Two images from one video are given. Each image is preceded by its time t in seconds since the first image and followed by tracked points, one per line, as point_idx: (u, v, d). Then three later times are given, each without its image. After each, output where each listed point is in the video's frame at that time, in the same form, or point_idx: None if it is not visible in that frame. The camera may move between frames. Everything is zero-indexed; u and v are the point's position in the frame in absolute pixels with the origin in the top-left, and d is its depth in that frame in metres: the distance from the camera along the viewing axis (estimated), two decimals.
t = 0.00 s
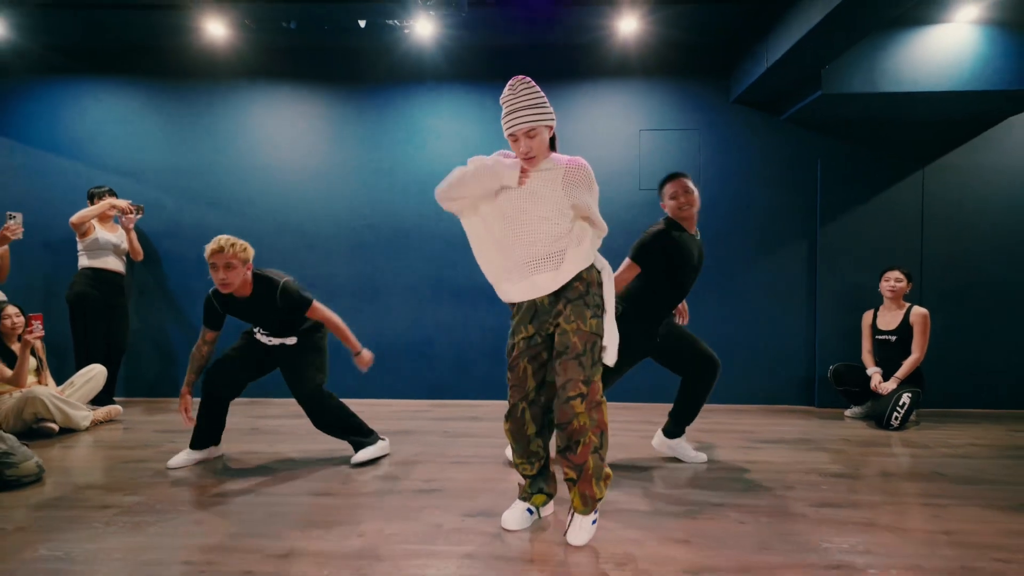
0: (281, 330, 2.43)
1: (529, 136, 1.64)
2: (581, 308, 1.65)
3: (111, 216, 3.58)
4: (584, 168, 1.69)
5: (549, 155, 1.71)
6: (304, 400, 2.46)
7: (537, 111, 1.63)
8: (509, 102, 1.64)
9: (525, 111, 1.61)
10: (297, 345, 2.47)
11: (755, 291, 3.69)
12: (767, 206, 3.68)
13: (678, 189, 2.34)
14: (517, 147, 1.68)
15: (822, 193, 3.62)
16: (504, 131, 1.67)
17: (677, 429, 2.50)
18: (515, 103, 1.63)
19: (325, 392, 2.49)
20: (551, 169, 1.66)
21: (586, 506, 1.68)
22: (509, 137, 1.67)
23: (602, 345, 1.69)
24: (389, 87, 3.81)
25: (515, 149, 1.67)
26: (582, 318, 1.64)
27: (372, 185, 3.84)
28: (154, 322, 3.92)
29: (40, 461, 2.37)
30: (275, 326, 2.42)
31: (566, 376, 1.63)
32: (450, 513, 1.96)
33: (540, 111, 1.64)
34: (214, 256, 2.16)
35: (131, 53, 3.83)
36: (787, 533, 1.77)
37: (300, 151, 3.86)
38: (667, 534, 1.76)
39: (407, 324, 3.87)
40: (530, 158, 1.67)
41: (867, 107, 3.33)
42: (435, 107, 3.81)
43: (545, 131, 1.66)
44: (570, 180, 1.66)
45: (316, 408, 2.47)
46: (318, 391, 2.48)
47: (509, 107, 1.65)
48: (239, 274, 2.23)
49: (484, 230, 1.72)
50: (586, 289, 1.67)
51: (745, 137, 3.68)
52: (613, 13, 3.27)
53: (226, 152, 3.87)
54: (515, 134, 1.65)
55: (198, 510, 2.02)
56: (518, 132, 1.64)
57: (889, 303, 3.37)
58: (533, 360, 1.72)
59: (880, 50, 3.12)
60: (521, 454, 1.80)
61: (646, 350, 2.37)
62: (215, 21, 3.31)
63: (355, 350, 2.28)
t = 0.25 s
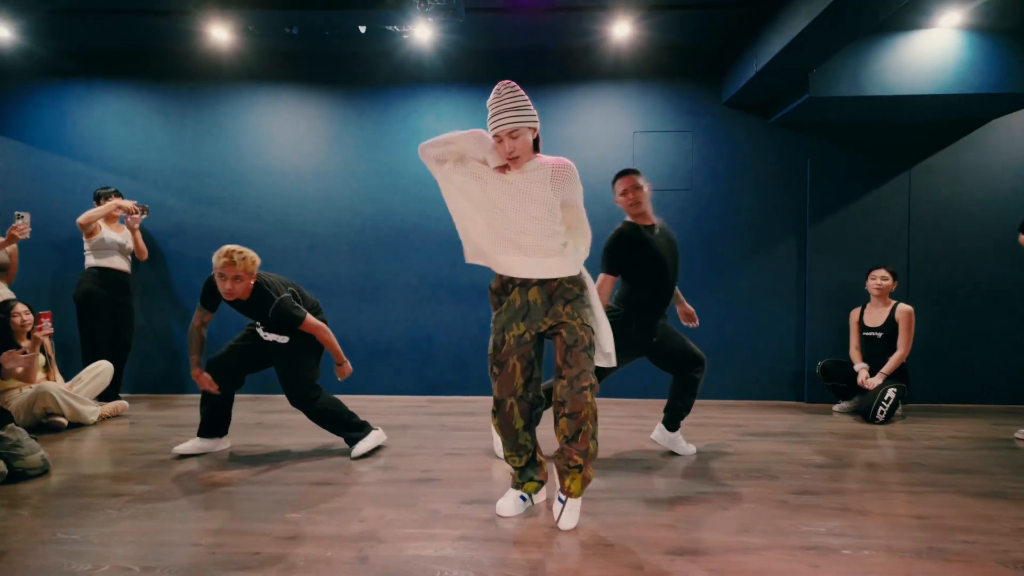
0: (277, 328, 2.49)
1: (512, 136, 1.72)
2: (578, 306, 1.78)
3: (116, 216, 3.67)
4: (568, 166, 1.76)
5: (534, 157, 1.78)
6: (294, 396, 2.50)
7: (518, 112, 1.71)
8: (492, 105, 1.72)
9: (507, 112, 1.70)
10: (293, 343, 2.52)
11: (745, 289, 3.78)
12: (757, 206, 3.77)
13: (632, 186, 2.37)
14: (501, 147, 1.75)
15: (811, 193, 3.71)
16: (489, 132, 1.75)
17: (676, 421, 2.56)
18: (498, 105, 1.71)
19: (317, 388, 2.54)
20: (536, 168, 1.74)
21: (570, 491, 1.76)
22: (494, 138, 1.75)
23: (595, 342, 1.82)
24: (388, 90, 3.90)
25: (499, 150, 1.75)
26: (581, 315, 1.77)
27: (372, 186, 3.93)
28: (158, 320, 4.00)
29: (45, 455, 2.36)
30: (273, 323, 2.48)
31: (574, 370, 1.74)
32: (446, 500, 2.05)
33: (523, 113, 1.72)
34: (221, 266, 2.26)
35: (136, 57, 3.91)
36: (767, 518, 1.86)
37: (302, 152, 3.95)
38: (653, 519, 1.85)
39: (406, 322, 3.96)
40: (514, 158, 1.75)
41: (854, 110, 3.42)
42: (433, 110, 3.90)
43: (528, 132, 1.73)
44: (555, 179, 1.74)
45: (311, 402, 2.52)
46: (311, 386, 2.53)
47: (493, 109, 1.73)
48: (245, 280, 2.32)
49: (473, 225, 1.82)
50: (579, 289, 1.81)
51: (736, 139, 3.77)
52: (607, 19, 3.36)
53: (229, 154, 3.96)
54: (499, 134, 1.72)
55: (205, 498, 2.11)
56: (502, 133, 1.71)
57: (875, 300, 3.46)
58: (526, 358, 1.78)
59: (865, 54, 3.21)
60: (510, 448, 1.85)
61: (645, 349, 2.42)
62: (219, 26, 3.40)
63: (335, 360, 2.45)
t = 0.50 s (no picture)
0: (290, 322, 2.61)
1: (506, 142, 1.80)
2: (570, 310, 1.85)
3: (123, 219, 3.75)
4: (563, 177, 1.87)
5: (525, 165, 1.87)
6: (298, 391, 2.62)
7: (514, 120, 1.79)
8: (489, 112, 1.81)
9: (502, 119, 1.78)
10: (303, 338, 2.64)
11: (738, 290, 3.87)
12: (749, 209, 3.86)
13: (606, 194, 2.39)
14: (494, 152, 1.83)
15: (802, 197, 3.80)
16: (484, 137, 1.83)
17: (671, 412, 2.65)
18: (494, 112, 1.80)
19: (318, 381, 2.66)
20: (532, 177, 1.83)
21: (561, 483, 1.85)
22: (488, 143, 1.83)
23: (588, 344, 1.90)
24: (389, 96, 3.99)
25: (493, 154, 1.83)
26: (574, 318, 1.84)
27: (372, 190, 4.02)
28: (163, 320, 4.09)
29: (59, 450, 2.46)
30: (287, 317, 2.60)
31: (578, 368, 1.82)
32: (446, 493, 2.13)
33: (516, 121, 1.80)
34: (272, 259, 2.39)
35: (142, 62, 4.00)
36: (752, 509, 1.95)
37: (304, 156, 4.04)
38: (643, 510, 1.94)
39: (406, 322, 4.04)
40: (506, 164, 1.83)
41: (842, 116, 3.52)
42: (433, 115, 3.99)
43: (521, 140, 1.82)
44: (550, 188, 1.83)
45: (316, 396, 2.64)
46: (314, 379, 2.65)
47: (489, 115, 1.82)
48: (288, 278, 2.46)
49: (468, 227, 1.86)
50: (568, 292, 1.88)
51: (728, 143, 3.87)
52: (602, 28, 3.46)
53: (233, 157, 4.05)
54: (494, 140, 1.81)
55: (214, 490, 2.20)
56: (496, 138, 1.80)
57: (864, 300, 3.55)
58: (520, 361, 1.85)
59: (853, 62, 3.31)
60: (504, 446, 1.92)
61: (641, 345, 2.52)
62: (224, 34, 3.49)
63: (335, 344, 2.68)
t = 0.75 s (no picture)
0: (321, 321, 2.67)
1: (509, 154, 1.88)
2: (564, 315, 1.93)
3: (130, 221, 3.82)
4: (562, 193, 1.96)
5: (524, 178, 1.95)
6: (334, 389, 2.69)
7: (517, 134, 1.88)
8: (493, 126, 1.89)
9: (506, 132, 1.86)
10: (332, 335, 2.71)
11: (733, 291, 3.95)
12: (744, 211, 3.94)
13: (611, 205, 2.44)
14: (497, 164, 1.91)
15: (796, 199, 3.88)
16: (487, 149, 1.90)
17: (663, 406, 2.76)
18: (499, 125, 1.88)
19: (349, 374, 2.72)
20: (533, 190, 1.92)
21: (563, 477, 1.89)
22: (491, 154, 1.90)
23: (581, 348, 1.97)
24: (390, 100, 4.06)
25: (496, 165, 1.91)
26: (568, 322, 1.92)
27: (374, 192, 4.09)
28: (169, 321, 4.16)
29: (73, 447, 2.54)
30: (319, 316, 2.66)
31: (580, 363, 1.88)
32: (448, 487, 2.21)
33: (519, 136, 1.89)
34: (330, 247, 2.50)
35: (148, 67, 4.07)
36: (743, 502, 2.03)
37: (307, 160, 4.11)
38: (639, 503, 2.01)
39: (408, 322, 4.12)
40: (509, 175, 1.91)
41: (835, 120, 3.60)
42: (434, 119, 4.06)
43: (522, 153, 1.90)
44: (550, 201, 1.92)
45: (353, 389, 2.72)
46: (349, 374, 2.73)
47: (492, 129, 1.89)
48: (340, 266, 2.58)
49: (471, 235, 1.92)
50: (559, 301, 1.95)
51: (724, 147, 3.94)
52: (599, 35, 3.54)
53: (238, 159, 4.12)
54: (498, 151, 1.88)
55: (224, 485, 2.27)
56: (501, 149, 1.87)
57: (856, 301, 3.64)
58: (514, 361, 1.92)
59: (846, 68, 3.38)
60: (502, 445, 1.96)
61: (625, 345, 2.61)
62: (230, 40, 3.57)
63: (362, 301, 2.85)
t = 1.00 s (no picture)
0: (363, 311, 2.75)
1: (518, 168, 1.95)
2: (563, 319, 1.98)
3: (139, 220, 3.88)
4: (566, 206, 2.05)
5: (529, 192, 2.03)
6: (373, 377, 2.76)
7: (526, 149, 1.95)
8: (503, 140, 1.95)
9: (517, 147, 1.93)
10: (371, 325, 2.80)
11: (732, 290, 4.01)
12: (743, 212, 4.00)
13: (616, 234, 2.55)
14: (505, 177, 1.97)
15: (794, 200, 3.94)
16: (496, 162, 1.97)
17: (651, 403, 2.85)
18: (509, 140, 1.94)
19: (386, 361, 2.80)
20: (537, 202, 2.00)
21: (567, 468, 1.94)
22: (500, 167, 1.96)
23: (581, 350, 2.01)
24: (395, 102, 4.13)
25: (504, 178, 1.97)
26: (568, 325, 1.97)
27: (379, 192, 4.15)
28: (177, 319, 4.22)
29: (89, 441, 2.62)
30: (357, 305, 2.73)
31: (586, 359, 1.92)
32: (455, 480, 2.27)
33: (527, 152, 1.96)
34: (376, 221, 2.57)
35: (157, 69, 4.13)
36: (741, 494, 2.09)
37: (313, 160, 4.17)
38: (640, 495, 2.08)
39: (412, 321, 4.18)
40: (516, 188, 1.98)
41: (832, 122, 3.66)
42: (438, 120, 4.12)
43: (529, 169, 1.98)
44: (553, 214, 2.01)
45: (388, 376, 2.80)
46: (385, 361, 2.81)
47: (501, 143, 1.96)
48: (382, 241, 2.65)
49: (478, 246, 1.99)
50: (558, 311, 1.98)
51: (724, 148, 4.01)
52: (601, 38, 3.60)
53: (245, 160, 4.18)
54: (507, 164, 1.94)
55: (237, 477, 2.34)
56: (510, 163, 1.94)
57: (853, 297, 3.70)
58: (512, 362, 1.96)
59: (843, 70, 3.45)
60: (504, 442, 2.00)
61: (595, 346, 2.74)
62: (238, 43, 3.63)
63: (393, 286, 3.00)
